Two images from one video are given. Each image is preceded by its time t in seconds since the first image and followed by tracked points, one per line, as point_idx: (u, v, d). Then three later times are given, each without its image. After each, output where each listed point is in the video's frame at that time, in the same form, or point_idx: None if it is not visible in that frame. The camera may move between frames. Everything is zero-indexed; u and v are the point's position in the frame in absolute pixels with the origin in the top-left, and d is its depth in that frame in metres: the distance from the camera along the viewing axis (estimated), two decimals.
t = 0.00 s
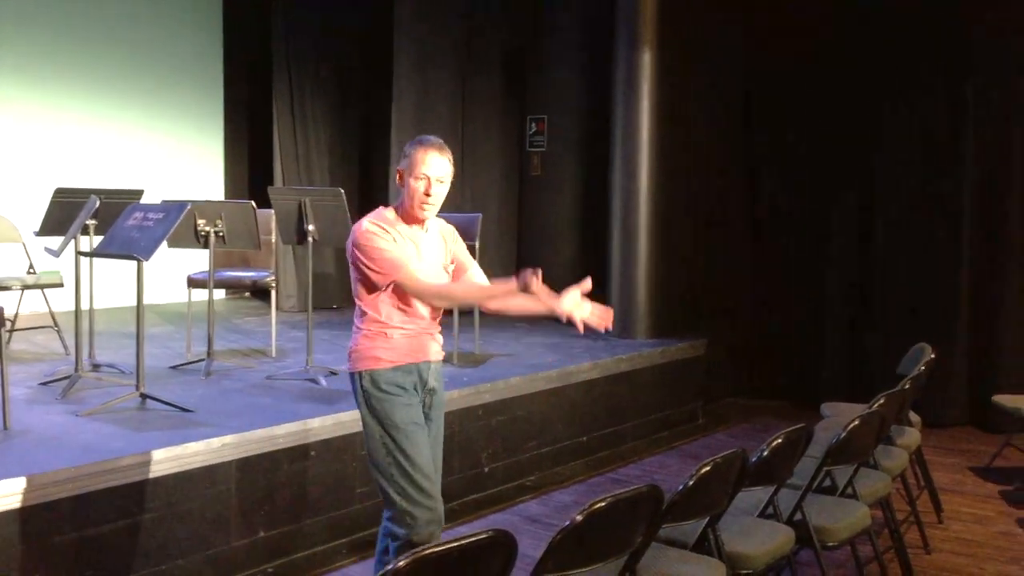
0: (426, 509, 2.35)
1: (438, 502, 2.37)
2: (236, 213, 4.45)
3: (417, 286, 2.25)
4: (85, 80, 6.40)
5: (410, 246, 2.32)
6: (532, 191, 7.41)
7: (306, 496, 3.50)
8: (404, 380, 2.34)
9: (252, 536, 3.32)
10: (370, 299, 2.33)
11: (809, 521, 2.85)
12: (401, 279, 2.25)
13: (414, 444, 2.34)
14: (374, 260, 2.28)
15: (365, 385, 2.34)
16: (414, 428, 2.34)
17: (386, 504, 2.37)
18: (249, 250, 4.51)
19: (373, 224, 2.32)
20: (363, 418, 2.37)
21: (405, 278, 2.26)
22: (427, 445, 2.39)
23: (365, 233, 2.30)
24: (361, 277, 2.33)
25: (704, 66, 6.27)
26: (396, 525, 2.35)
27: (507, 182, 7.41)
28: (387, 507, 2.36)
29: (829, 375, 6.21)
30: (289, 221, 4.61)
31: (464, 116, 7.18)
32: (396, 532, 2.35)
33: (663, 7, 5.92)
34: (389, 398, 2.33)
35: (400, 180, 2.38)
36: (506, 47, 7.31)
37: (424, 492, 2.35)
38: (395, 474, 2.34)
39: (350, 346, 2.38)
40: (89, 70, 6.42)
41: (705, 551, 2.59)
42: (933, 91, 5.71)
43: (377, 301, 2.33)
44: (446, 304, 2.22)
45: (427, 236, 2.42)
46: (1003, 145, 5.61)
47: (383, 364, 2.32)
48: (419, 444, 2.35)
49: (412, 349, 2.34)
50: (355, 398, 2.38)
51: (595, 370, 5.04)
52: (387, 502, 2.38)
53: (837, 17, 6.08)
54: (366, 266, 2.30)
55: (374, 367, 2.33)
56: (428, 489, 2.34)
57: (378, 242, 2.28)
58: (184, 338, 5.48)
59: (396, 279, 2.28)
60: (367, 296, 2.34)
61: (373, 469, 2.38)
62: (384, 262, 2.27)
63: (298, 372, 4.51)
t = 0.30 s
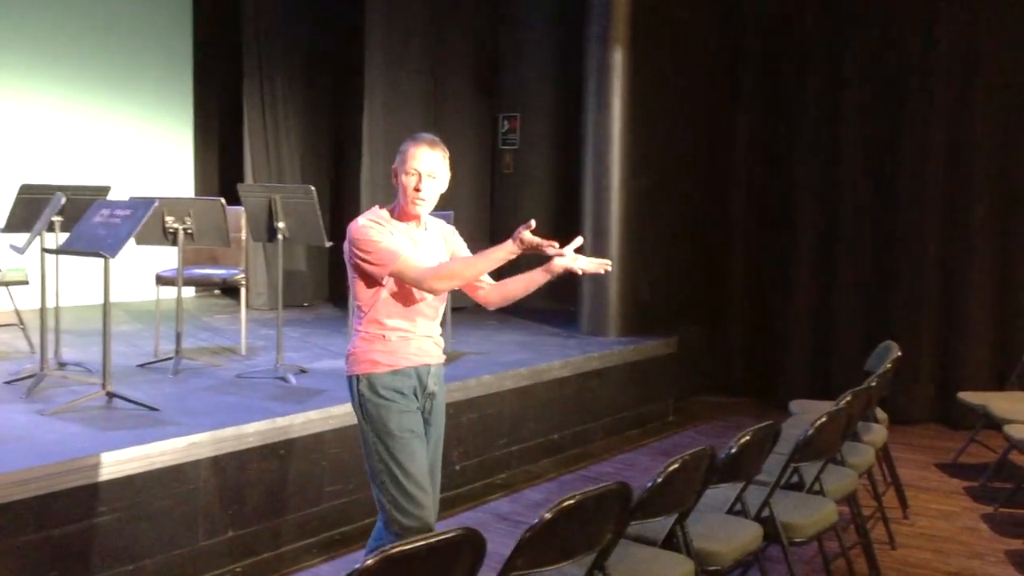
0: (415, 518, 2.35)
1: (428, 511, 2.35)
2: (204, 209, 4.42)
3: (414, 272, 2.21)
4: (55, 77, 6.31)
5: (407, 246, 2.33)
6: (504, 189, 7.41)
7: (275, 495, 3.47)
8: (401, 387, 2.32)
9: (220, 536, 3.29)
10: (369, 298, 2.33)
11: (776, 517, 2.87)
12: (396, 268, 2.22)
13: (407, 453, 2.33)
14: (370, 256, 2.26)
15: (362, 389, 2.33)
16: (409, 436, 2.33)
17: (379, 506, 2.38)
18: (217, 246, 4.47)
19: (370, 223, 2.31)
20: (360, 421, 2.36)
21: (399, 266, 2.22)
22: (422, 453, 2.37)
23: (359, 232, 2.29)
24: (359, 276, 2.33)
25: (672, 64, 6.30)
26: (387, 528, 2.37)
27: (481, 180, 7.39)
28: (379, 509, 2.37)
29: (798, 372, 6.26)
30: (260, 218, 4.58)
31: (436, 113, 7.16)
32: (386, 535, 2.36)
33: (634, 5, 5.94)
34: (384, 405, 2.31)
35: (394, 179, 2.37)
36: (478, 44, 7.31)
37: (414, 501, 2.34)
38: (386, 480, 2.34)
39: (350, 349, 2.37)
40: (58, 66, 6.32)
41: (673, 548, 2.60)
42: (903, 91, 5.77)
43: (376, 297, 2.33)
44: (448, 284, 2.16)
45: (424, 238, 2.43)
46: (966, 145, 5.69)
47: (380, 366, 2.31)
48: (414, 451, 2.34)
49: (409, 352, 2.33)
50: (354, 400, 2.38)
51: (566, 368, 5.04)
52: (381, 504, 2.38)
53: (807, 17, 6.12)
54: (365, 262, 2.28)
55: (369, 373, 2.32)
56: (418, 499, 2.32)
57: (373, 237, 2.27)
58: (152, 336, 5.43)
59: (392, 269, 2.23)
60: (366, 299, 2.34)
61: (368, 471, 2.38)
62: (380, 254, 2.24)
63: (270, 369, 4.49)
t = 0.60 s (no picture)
0: (385, 521, 2.34)
1: (400, 515, 2.34)
2: (168, 205, 4.37)
3: (397, 276, 2.23)
4: (19, 66, 6.18)
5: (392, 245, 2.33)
6: (470, 186, 7.41)
7: (240, 493, 3.45)
8: (384, 387, 2.32)
9: (184, 535, 3.26)
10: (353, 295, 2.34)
11: (740, 512, 2.89)
12: (379, 270, 2.24)
13: (384, 453, 2.32)
14: (354, 256, 2.28)
15: (345, 385, 2.34)
16: (387, 436, 2.32)
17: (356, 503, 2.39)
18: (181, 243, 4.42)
19: (355, 220, 2.31)
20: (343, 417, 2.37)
21: (383, 269, 2.24)
22: (401, 456, 2.36)
23: (344, 229, 2.30)
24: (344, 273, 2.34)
25: (640, 62, 6.31)
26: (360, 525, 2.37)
27: (447, 177, 7.38)
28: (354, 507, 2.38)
29: (763, 369, 6.31)
30: (225, 215, 4.53)
31: (402, 110, 7.14)
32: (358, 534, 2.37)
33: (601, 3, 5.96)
34: (363, 404, 2.32)
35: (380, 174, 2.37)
36: (445, 41, 7.30)
37: (386, 503, 2.33)
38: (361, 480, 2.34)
39: (334, 346, 2.39)
40: (22, 55, 6.19)
41: (638, 543, 2.61)
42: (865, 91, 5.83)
43: (360, 295, 2.34)
44: (430, 292, 2.21)
45: (412, 236, 2.42)
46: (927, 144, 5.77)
47: (362, 366, 2.31)
48: (391, 453, 2.33)
49: (391, 351, 2.33)
50: (339, 396, 2.39)
51: (533, 365, 5.05)
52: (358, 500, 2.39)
53: (772, 16, 6.17)
54: (349, 261, 2.29)
55: (350, 371, 2.33)
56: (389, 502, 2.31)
57: (358, 237, 2.28)
58: (115, 335, 5.36)
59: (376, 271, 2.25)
60: (352, 297, 2.35)
61: (347, 468, 2.39)
62: (364, 255, 2.26)
63: (237, 367, 4.45)
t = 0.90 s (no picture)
0: (355, 519, 2.37)
1: (369, 515, 2.37)
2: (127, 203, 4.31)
3: (372, 277, 2.24)
4: None
5: (374, 244, 2.33)
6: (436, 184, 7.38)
7: (200, 494, 3.41)
8: (359, 386, 2.34)
9: (143, 537, 3.22)
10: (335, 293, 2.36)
11: (703, 508, 2.90)
12: (354, 270, 2.25)
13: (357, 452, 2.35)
14: (334, 254, 2.29)
15: (323, 382, 2.37)
16: (360, 435, 2.35)
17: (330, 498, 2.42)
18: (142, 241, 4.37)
19: (337, 218, 2.33)
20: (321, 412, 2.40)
21: (358, 269, 2.25)
22: (375, 456, 2.38)
23: (327, 227, 2.32)
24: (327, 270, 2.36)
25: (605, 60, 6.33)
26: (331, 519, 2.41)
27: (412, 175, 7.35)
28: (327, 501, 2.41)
29: (727, 365, 6.36)
30: (187, 213, 4.48)
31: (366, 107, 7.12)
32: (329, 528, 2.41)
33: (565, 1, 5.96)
34: (340, 402, 2.34)
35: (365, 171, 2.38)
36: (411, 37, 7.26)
37: (357, 501, 2.36)
38: (334, 477, 2.36)
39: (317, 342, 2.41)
40: None
41: (600, 540, 2.62)
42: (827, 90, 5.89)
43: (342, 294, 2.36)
44: (401, 296, 2.22)
45: (397, 234, 2.42)
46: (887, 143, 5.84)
47: (340, 364, 2.33)
48: (364, 452, 2.36)
49: (368, 351, 2.33)
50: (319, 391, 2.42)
51: (498, 363, 5.04)
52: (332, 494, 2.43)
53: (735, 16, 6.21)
54: (330, 259, 2.31)
55: (327, 369, 2.35)
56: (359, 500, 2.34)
57: (337, 236, 2.30)
58: (74, 334, 5.28)
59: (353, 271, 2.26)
60: (333, 294, 2.36)
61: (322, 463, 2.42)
62: (343, 254, 2.28)
63: (199, 366, 4.40)
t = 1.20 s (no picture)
0: (336, 518, 2.36)
1: (350, 515, 2.36)
2: (89, 203, 4.25)
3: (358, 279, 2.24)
4: None
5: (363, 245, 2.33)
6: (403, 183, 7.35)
7: (163, 497, 3.37)
8: (346, 385, 2.32)
9: (104, 540, 3.19)
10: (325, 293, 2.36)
11: (668, 506, 2.92)
12: (341, 271, 2.25)
13: (341, 451, 2.34)
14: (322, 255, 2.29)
15: (312, 379, 2.36)
16: (345, 435, 2.34)
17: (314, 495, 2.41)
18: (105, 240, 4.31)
19: (326, 218, 2.32)
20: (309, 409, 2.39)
21: (345, 271, 2.25)
22: (360, 456, 2.37)
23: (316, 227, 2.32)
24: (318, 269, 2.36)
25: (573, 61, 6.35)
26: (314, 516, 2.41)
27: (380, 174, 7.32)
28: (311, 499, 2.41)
29: (693, 364, 6.40)
30: (150, 212, 4.42)
31: (333, 106, 7.08)
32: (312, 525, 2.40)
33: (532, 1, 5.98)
34: (326, 400, 2.33)
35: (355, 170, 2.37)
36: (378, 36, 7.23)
37: (338, 501, 2.35)
38: (318, 475, 2.35)
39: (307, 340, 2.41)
40: None
41: (565, 539, 2.62)
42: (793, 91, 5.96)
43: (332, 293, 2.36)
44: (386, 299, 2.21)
45: (387, 234, 2.41)
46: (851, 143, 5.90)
47: (328, 361, 2.33)
48: (349, 452, 2.34)
49: (355, 351, 2.33)
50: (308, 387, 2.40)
51: (466, 363, 5.03)
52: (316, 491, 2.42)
53: (701, 16, 6.25)
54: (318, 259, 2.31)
55: (315, 366, 2.34)
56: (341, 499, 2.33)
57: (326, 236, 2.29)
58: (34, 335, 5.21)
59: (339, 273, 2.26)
60: (324, 294, 2.36)
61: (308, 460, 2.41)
62: (331, 255, 2.27)
63: (161, 368, 4.35)
